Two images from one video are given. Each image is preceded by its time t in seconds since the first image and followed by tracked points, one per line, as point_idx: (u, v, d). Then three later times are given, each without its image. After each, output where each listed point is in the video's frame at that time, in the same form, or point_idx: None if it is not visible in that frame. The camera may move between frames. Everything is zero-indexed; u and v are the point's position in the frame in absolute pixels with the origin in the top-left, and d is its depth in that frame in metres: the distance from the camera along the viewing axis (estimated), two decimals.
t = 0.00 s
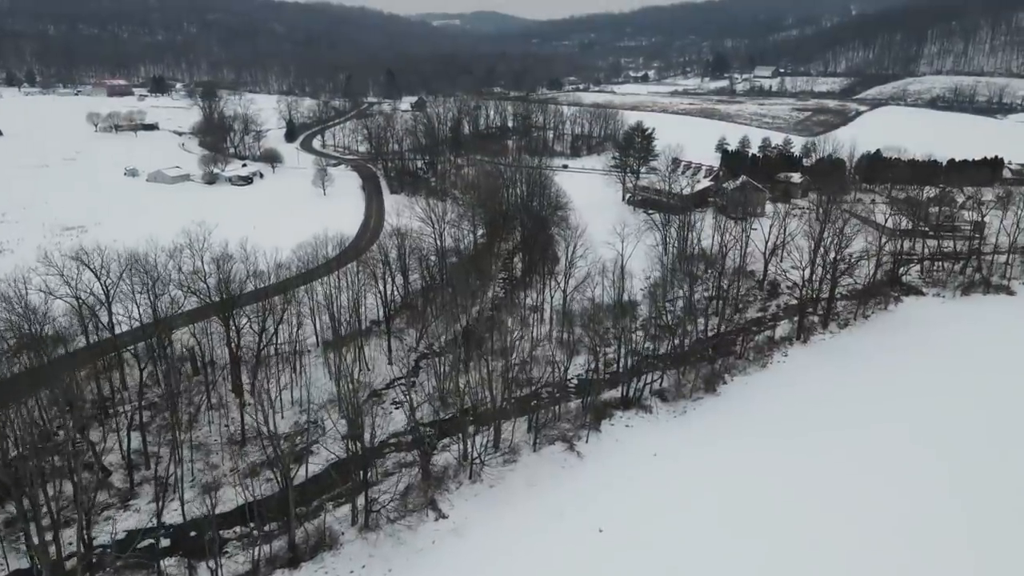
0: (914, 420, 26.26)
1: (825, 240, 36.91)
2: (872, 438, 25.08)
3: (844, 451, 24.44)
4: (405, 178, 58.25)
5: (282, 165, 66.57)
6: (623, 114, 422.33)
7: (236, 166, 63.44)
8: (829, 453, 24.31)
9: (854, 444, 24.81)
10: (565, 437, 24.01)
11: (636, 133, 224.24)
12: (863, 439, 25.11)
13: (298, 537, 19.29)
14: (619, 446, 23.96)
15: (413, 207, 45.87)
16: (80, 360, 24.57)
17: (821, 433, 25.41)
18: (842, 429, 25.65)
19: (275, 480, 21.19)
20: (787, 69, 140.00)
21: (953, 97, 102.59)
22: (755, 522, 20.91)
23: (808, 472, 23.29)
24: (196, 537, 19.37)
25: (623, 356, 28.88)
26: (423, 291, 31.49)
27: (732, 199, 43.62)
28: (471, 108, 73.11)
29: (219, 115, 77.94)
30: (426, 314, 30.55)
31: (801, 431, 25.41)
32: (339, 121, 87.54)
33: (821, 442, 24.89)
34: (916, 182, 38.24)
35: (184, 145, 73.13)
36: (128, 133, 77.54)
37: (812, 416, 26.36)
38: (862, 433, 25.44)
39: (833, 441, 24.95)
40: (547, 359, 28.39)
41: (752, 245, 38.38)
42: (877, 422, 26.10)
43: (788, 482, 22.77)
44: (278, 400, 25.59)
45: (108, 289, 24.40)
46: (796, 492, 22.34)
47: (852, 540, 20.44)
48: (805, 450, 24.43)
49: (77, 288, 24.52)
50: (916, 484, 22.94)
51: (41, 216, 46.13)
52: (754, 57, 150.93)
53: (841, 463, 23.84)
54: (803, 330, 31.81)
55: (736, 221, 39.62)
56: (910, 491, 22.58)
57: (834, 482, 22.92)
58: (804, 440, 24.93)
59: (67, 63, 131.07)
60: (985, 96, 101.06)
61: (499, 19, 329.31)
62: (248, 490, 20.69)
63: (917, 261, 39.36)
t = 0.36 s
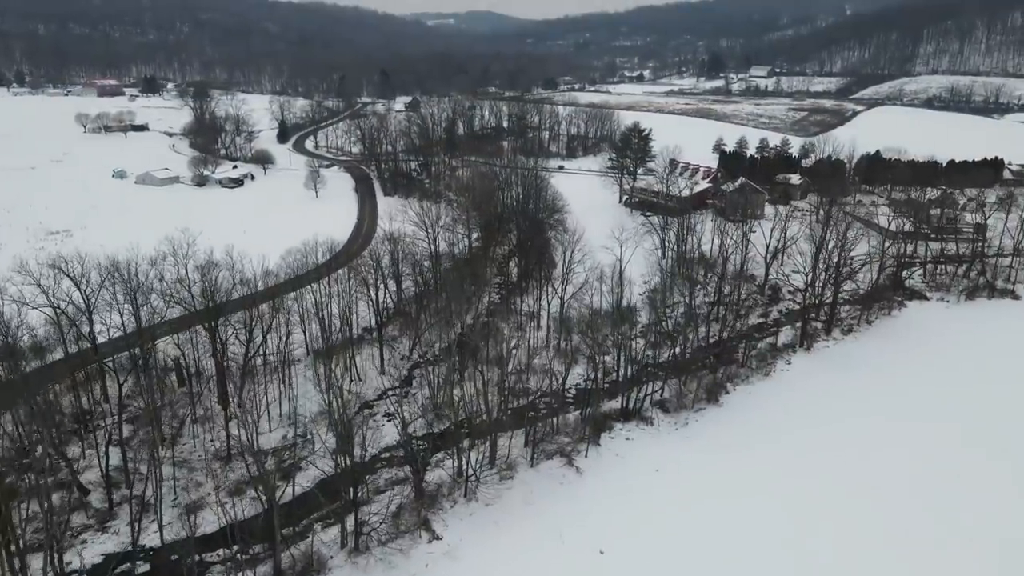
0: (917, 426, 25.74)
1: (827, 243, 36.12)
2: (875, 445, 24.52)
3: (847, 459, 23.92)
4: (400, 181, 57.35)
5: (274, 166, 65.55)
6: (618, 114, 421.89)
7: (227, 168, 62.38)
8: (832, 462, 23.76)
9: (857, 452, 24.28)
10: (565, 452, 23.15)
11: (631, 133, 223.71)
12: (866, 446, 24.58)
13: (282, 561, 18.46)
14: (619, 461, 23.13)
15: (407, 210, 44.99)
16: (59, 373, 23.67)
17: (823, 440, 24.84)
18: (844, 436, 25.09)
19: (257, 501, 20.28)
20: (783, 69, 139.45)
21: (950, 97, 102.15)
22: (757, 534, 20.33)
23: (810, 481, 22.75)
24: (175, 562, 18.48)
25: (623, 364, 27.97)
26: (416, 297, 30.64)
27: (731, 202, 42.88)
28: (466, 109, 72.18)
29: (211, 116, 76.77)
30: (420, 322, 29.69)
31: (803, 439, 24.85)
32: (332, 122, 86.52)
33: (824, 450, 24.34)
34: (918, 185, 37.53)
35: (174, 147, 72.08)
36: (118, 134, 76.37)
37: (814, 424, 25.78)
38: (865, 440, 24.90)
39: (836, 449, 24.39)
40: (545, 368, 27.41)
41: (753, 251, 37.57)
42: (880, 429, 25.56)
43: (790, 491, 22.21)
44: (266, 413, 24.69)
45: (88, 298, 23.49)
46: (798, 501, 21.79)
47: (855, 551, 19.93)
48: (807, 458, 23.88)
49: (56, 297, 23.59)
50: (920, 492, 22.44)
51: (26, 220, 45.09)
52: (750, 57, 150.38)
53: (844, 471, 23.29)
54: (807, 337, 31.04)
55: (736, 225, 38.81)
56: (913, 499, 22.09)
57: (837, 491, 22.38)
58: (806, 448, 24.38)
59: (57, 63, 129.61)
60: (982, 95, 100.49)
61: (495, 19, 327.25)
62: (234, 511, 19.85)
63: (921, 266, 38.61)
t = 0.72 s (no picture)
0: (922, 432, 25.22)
1: (832, 247, 35.31)
2: (884, 456, 23.81)
3: (852, 466, 23.37)
4: (395, 182, 56.41)
5: (267, 168, 64.58)
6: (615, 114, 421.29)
7: (219, 169, 61.41)
8: (836, 469, 23.22)
9: (862, 460, 23.68)
10: (565, 468, 22.33)
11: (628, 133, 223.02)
12: (871, 453, 24.05)
13: None
14: (622, 476, 22.31)
15: (401, 213, 44.06)
16: (39, 386, 22.77)
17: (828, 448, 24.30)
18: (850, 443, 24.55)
19: (243, 521, 19.41)
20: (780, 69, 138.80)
21: (949, 97, 101.52)
22: (761, 544, 19.77)
23: (816, 490, 22.19)
24: None
25: (624, 374, 27.13)
26: (411, 304, 29.78)
27: (733, 205, 42.06)
28: (462, 109, 71.24)
29: (203, 116, 75.72)
30: (414, 328, 28.81)
31: (807, 447, 24.32)
32: (326, 122, 85.56)
33: (829, 457, 23.78)
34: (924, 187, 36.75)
35: (167, 148, 71.07)
36: (109, 134, 75.27)
37: (820, 431, 25.20)
38: (870, 447, 24.36)
39: (841, 457, 23.83)
40: (543, 378, 26.57)
41: (756, 255, 36.76)
42: (886, 435, 25.02)
43: (796, 503, 21.59)
44: (257, 425, 23.85)
45: (68, 307, 22.61)
46: (802, 511, 21.23)
47: (861, 562, 19.43)
48: (812, 466, 23.33)
49: (35, 307, 22.69)
50: (927, 502, 21.84)
51: (12, 223, 44.09)
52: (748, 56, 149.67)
53: (852, 482, 22.59)
54: (812, 345, 30.23)
55: (738, 228, 38.00)
56: (918, 507, 21.60)
57: (845, 505, 21.60)
58: (810, 456, 23.83)
59: (50, 63, 128.34)
60: (981, 95, 99.87)
61: (491, 19, 326.37)
62: (221, 533, 19.00)
63: (926, 270, 37.83)
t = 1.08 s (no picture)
0: (930, 440, 24.60)
1: (836, 251, 34.53)
2: (892, 466, 23.15)
3: (860, 477, 22.71)
4: (390, 184, 55.51)
5: (260, 170, 63.59)
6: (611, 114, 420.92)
7: (211, 171, 60.44)
8: (844, 480, 22.58)
9: (870, 470, 23.03)
10: (565, 485, 21.52)
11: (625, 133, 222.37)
12: (879, 463, 23.39)
13: None
14: (623, 492, 21.57)
15: (395, 217, 43.21)
16: (16, 400, 21.90)
17: (835, 457, 23.63)
18: (857, 453, 23.89)
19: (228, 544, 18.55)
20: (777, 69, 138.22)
21: (947, 97, 100.98)
22: (768, 558, 19.14)
23: (824, 501, 21.55)
24: None
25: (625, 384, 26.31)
26: (405, 311, 28.91)
27: (734, 208, 41.28)
28: (458, 109, 70.38)
29: (195, 117, 74.60)
30: (409, 337, 27.94)
31: (814, 456, 23.64)
32: (320, 123, 84.55)
33: (835, 467, 23.13)
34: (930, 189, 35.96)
35: (158, 149, 69.93)
36: (100, 136, 74.17)
37: (827, 440, 24.53)
38: (878, 456, 23.70)
39: (849, 466, 23.19)
40: (541, 388, 25.73)
41: (758, 258, 35.98)
42: (894, 444, 24.37)
43: (803, 516, 20.93)
44: (245, 441, 22.99)
45: (47, 317, 21.74)
46: (811, 525, 20.55)
47: None
48: (818, 477, 22.67)
49: (12, 317, 21.82)
50: (939, 514, 21.19)
51: None
52: (745, 56, 149.01)
53: (860, 494, 21.93)
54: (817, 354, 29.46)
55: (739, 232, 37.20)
56: (928, 519, 20.98)
57: (854, 517, 20.93)
58: (818, 466, 23.15)
59: (41, 63, 126.85)
60: (978, 95, 99.39)
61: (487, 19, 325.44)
62: (204, 557, 18.12)
63: (931, 274, 37.11)
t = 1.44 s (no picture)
0: (938, 451, 23.99)
1: (839, 256, 33.79)
2: (898, 480, 22.51)
3: (870, 494, 21.92)
4: (383, 187, 54.60)
5: (251, 172, 62.61)
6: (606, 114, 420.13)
7: (201, 174, 59.40)
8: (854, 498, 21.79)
9: (876, 482, 22.42)
10: (565, 504, 20.68)
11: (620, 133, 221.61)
12: (890, 479, 22.60)
13: None
14: (624, 509, 20.86)
15: (388, 222, 42.31)
16: None
17: (845, 475, 22.82)
18: (868, 469, 23.06)
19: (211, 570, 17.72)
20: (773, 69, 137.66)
21: (944, 97, 100.50)
22: None
23: (831, 517, 20.87)
24: None
25: (625, 394, 25.49)
26: (398, 319, 28.00)
27: (733, 211, 40.58)
28: (452, 110, 69.44)
29: (185, 118, 73.48)
30: (401, 346, 27.04)
31: (823, 474, 22.82)
32: (313, 124, 83.53)
33: (846, 485, 22.32)
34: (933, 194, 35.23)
35: (147, 151, 68.76)
36: (89, 138, 72.96)
37: (836, 456, 23.70)
38: (889, 473, 22.90)
39: (857, 482, 22.44)
40: (540, 400, 24.94)
41: (759, 264, 35.25)
42: (901, 456, 23.73)
43: (809, 531, 20.28)
44: (231, 458, 22.16)
45: (23, 326, 20.90)
46: (818, 541, 19.86)
47: None
48: (828, 496, 21.86)
49: None
50: (948, 529, 20.57)
51: None
52: (741, 56, 148.35)
53: (865, 508, 21.31)
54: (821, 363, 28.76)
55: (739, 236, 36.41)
56: (939, 534, 20.35)
57: (861, 533, 20.28)
58: (826, 484, 22.33)
59: (31, 63, 125.44)
60: (975, 94, 98.69)
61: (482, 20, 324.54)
62: None
63: (936, 279, 36.38)
